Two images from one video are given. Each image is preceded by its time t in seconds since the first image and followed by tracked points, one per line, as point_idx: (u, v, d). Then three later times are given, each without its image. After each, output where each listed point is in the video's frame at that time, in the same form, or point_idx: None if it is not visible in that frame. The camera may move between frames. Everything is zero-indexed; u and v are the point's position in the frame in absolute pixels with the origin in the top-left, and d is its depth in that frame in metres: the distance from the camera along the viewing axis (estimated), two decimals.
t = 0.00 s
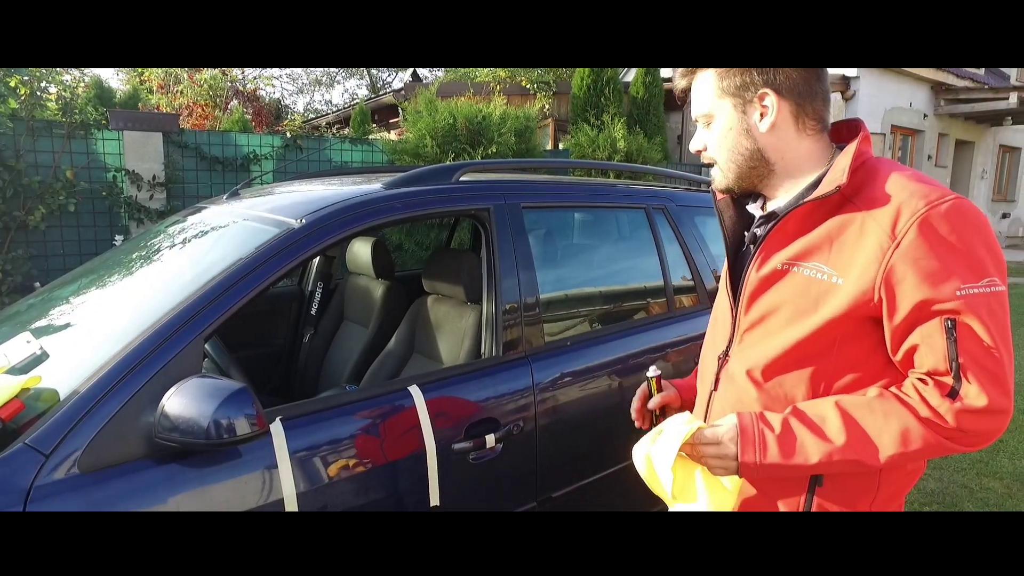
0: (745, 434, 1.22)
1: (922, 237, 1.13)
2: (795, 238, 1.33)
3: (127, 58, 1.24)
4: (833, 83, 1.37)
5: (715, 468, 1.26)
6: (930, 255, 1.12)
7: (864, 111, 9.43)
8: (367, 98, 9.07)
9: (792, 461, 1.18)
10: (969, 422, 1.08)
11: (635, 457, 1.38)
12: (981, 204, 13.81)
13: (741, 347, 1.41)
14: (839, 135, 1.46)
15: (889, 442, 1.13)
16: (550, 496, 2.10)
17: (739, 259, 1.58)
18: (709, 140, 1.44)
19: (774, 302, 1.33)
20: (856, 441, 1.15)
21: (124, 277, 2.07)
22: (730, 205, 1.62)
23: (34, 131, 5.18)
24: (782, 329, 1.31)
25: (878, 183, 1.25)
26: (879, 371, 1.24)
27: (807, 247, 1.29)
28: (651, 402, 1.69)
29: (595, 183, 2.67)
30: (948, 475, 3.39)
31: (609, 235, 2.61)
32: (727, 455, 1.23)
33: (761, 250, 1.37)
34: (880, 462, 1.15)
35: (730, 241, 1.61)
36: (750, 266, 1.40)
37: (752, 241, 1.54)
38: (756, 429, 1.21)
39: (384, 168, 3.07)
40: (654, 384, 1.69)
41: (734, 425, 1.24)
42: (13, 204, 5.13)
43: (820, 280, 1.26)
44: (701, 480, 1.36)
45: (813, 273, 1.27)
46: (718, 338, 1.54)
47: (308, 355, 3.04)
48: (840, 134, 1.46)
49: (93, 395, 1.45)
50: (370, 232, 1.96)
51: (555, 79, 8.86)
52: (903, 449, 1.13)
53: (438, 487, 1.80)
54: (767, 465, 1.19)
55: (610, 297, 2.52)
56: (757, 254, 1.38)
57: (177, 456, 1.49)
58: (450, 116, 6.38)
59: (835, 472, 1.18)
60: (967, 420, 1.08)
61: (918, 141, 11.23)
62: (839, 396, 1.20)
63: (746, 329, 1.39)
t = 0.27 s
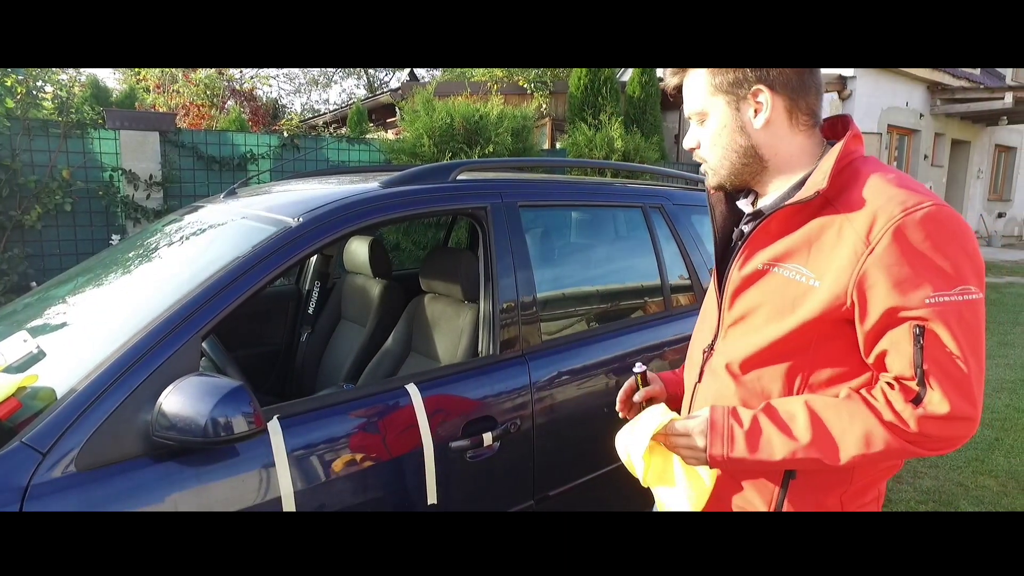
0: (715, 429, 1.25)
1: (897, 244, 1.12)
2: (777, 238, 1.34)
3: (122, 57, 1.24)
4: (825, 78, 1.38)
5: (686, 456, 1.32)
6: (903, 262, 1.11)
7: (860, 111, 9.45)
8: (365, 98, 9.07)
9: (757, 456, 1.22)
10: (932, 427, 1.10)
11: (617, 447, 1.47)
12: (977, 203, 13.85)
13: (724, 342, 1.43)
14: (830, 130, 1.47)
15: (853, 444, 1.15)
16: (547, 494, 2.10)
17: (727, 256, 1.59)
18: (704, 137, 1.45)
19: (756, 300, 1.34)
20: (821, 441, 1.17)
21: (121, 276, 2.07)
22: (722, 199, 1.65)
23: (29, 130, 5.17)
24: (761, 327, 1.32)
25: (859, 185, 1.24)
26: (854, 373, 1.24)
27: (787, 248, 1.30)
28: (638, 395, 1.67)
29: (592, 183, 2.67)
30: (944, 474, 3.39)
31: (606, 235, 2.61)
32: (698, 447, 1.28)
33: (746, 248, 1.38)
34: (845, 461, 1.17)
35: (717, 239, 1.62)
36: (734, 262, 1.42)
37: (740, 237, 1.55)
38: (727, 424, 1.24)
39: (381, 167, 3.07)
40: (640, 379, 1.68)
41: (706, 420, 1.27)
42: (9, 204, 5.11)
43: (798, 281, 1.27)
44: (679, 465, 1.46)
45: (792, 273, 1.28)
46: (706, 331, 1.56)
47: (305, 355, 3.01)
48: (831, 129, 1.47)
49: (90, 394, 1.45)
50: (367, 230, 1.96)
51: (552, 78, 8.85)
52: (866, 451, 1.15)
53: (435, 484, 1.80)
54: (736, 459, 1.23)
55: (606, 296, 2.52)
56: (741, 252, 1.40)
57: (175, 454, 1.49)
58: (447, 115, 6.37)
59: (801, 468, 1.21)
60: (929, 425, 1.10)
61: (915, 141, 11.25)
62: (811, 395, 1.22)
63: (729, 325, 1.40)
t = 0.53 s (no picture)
0: (685, 420, 1.26)
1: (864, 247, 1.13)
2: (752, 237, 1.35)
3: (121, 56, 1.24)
4: (803, 79, 1.37)
5: (657, 446, 1.34)
6: (868, 264, 1.12)
7: (858, 111, 9.47)
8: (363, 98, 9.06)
9: (725, 447, 1.23)
10: (891, 424, 1.11)
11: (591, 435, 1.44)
12: (974, 203, 13.89)
13: (698, 337, 1.43)
14: (809, 132, 1.47)
15: (816, 438, 1.17)
16: (546, 493, 2.11)
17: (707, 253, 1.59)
18: (685, 138, 1.44)
19: (729, 297, 1.35)
20: (785, 435, 1.19)
21: (120, 276, 2.07)
22: (704, 198, 1.64)
23: (27, 130, 5.16)
24: (733, 324, 1.33)
25: (831, 188, 1.24)
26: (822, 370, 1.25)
27: (760, 247, 1.31)
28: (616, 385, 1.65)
29: (590, 183, 2.67)
30: (941, 473, 3.40)
31: (604, 235, 2.62)
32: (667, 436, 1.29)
33: (722, 246, 1.39)
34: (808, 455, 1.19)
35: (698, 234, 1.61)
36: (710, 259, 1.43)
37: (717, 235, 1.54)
38: (695, 415, 1.25)
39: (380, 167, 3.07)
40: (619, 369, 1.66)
41: (676, 411, 1.28)
42: (6, 204, 5.11)
43: (769, 280, 1.27)
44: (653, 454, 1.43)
45: (764, 272, 1.29)
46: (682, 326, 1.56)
47: (304, 355, 3.02)
48: (811, 131, 1.46)
49: (90, 394, 1.45)
50: (366, 230, 1.96)
51: (550, 78, 8.86)
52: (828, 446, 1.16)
53: (434, 484, 1.81)
54: (703, 449, 1.24)
55: (604, 296, 2.53)
56: (716, 250, 1.40)
57: (175, 454, 1.49)
58: (445, 115, 6.37)
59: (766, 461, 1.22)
60: (889, 422, 1.11)
61: (912, 141, 11.28)
62: (779, 390, 1.23)
63: (704, 320, 1.41)
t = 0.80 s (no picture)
0: (649, 407, 1.29)
1: (811, 238, 1.15)
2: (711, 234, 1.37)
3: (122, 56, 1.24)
4: (747, 88, 1.40)
5: (626, 434, 1.37)
6: (815, 253, 1.14)
7: (856, 111, 9.48)
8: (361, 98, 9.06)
9: (688, 432, 1.26)
10: (839, 404, 1.13)
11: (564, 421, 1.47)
12: (971, 203, 13.93)
13: (661, 332, 1.46)
14: (762, 137, 1.49)
15: (770, 419, 1.19)
16: (546, 493, 2.11)
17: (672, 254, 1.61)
18: (641, 149, 1.46)
19: (690, 291, 1.37)
20: (743, 418, 1.21)
21: (120, 276, 2.07)
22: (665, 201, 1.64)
23: (24, 130, 5.16)
24: (693, 317, 1.36)
25: (782, 184, 1.27)
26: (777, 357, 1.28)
27: (718, 242, 1.33)
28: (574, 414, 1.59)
29: (589, 183, 2.67)
30: (939, 472, 3.41)
31: (603, 234, 2.62)
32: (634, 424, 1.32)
33: (682, 244, 1.41)
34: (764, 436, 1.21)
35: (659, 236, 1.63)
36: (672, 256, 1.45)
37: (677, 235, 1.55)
38: (660, 402, 1.28)
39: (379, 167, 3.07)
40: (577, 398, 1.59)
41: (642, 399, 1.31)
42: (4, 204, 5.10)
43: (726, 273, 1.30)
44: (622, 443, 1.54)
45: (721, 266, 1.31)
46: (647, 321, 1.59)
47: (303, 355, 3.02)
48: (763, 137, 1.49)
49: (90, 395, 1.45)
50: (366, 231, 1.96)
51: (549, 78, 8.86)
52: (781, 427, 1.19)
53: (434, 484, 1.81)
54: (667, 434, 1.27)
55: (604, 296, 2.53)
56: (677, 246, 1.42)
57: (176, 454, 1.49)
58: (444, 115, 6.36)
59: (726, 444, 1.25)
60: (837, 402, 1.13)
61: (910, 141, 11.30)
62: (737, 376, 1.26)
63: (667, 315, 1.43)
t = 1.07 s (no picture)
0: (634, 394, 1.29)
1: (774, 226, 1.20)
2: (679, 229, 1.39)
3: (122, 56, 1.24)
4: (699, 93, 1.42)
5: (611, 424, 1.33)
6: (778, 240, 1.19)
7: (854, 111, 9.50)
8: (360, 98, 9.06)
9: (672, 415, 1.26)
10: (807, 376, 1.18)
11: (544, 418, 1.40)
12: (969, 203, 13.96)
13: (633, 327, 1.46)
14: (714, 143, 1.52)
15: (746, 396, 1.22)
16: (546, 493, 2.11)
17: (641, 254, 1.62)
18: (605, 157, 1.46)
19: (660, 284, 1.39)
20: (720, 397, 1.23)
21: (119, 276, 2.07)
22: (627, 204, 1.60)
23: (23, 130, 5.15)
24: (665, 310, 1.37)
25: (744, 178, 1.31)
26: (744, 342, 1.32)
27: (687, 235, 1.35)
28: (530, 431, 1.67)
29: (589, 183, 2.67)
30: (938, 472, 3.41)
31: (603, 235, 2.62)
32: (620, 412, 1.30)
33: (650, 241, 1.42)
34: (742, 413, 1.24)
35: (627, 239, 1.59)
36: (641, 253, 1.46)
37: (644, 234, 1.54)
38: (642, 389, 1.29)
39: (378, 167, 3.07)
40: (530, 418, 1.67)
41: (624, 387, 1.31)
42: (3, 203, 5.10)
43: (695, 264, 1.32)
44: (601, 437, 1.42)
45: (691, 258, 1.33)
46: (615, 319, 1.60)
47: (303, 355, 3.02)
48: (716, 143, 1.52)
49: (90, 396, 1.45)
50: (366, 231, 1.96)
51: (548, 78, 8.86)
52: (756, 403, 1.22)
53: (435, 485, 1.81)
54: (651, 420, 1.27)
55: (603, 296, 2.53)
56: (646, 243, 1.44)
57: (177, 455, 1.49)
58: (443, 114, 6.36)
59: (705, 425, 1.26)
60: (805, 375, 1.17)
61: (908, 141, 11.32)
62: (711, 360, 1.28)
63: (638, 310, 1.45)
